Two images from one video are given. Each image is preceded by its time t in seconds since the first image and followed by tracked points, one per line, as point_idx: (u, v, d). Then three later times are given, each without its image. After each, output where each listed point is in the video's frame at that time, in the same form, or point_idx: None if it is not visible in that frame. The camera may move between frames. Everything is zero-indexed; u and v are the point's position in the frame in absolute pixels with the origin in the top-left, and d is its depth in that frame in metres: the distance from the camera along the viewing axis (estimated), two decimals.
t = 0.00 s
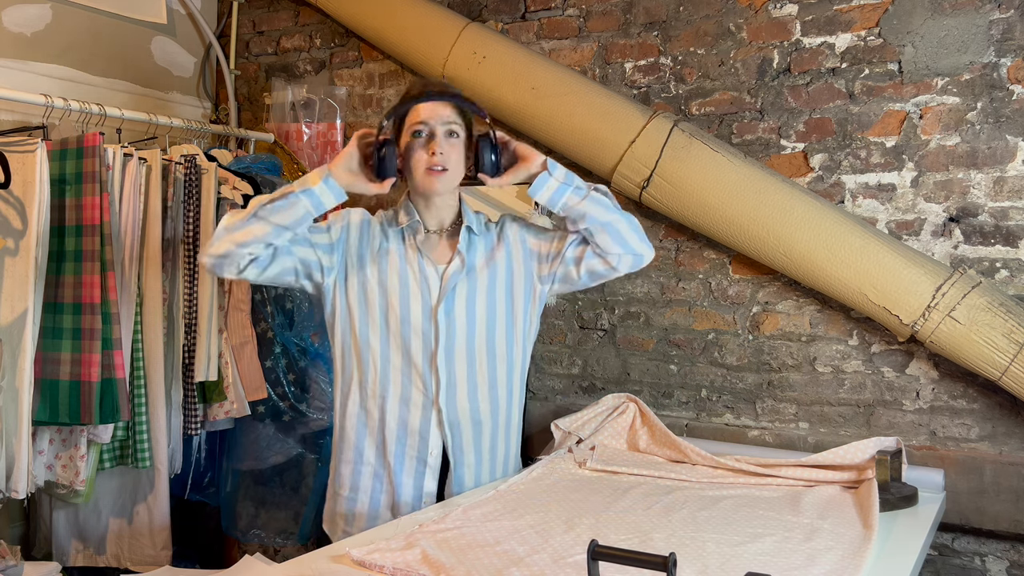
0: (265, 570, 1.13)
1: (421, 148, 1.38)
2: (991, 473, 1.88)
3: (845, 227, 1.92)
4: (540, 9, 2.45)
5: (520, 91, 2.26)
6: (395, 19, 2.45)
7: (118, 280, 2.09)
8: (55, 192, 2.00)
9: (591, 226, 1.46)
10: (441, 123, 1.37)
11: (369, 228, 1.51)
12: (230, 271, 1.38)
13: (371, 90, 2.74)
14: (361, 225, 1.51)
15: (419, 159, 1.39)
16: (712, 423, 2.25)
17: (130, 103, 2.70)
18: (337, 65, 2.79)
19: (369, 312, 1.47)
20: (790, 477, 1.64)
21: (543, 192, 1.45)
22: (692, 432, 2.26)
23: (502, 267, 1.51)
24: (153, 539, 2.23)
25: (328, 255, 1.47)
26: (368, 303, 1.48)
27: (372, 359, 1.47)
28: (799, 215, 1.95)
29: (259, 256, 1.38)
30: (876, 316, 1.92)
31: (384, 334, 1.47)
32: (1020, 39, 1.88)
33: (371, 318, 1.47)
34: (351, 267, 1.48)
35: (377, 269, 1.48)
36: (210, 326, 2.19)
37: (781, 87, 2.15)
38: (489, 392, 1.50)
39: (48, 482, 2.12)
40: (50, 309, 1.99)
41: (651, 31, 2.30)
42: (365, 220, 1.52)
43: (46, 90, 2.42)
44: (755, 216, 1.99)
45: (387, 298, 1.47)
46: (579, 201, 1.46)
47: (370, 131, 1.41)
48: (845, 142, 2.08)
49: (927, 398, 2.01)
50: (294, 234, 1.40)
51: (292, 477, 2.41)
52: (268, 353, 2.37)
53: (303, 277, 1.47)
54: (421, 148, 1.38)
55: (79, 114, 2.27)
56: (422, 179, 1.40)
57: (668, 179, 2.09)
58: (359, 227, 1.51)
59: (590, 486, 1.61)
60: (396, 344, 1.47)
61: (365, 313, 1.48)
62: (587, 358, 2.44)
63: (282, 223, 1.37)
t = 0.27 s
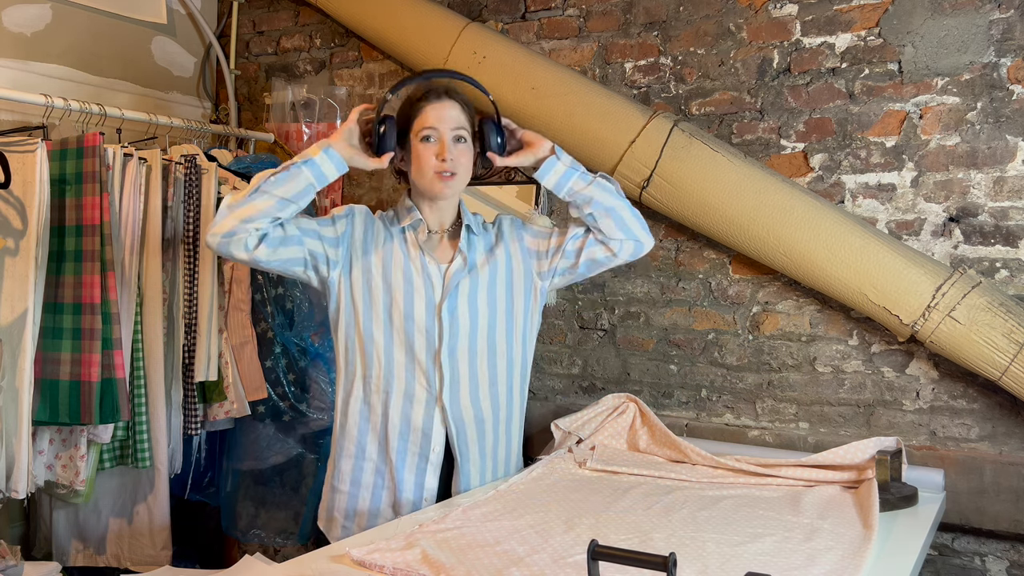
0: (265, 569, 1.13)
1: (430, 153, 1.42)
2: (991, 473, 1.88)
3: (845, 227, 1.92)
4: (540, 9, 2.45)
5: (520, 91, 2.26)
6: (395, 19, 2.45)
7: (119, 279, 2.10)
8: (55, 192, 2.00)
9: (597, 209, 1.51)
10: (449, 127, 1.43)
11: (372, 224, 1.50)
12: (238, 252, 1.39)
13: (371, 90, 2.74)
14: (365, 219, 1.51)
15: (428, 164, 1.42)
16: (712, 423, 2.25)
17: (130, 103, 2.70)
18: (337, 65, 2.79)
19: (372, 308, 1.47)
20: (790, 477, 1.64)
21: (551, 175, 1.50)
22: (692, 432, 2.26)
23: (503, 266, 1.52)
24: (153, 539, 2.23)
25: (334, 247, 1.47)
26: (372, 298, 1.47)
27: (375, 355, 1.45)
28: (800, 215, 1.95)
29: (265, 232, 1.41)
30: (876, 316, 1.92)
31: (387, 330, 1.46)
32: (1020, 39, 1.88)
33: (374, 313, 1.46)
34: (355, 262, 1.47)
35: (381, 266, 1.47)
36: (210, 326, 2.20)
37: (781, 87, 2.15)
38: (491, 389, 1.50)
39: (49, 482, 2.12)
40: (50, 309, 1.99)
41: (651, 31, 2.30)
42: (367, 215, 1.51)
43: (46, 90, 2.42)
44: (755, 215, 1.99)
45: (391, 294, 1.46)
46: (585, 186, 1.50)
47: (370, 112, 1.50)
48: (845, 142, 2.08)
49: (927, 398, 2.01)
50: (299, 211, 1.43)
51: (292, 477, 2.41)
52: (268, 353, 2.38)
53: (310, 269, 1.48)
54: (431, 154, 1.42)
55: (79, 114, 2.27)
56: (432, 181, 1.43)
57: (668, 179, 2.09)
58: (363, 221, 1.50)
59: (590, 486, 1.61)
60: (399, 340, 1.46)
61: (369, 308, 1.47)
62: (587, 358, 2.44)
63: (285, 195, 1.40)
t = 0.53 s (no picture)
0: (265, 570, 1.13)
1: (433, 161, 1.43)
2: (991, 473, 1.88)
3: (845, 227, 1.92)
4: (540, 9, 2.45)
5: (520, 91, 2.26)
6: (394, 18, 2.45)
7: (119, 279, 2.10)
8: (55, 192, 2.00)
9: (597, 212, 1.55)
10: (451, 136, 1.43)
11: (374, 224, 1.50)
12: (241, 251, 1.39)
13: (371, 90, 2.74)
14: (366, 219, 1.50)
15: (430, 172, 1.43)
16: (712, 423, 2.25)
17: (130, 103, 2.70)
18: (337, 65, 2.79)
19: (374, 307, 1.46)
20: (790, 477, 1.64)
21: (551, 182, 1.55)
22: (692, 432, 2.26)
23: (503, 268, 1.52)
24: (153, 539, 2.23)
25: (335, 247, 1.46)
26: (373, 297, 1.46)
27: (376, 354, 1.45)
28: (801, 215, 1.95)
29: (268, 233, 1.41)
30: (876, 316, 1.92)
31: (389, 329, 1.46)
32: (1021, 39, 1.88)
33: (376, 312, 1.46)
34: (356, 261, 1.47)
35: (383, 265, 1.46)
36: (210, 325, 2.20)
37: (781, 87, 2.15)
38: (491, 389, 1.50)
39: (49, 482, 2.12)
40: (50, 309, 1.99)
41: (651, 31, 2.30)
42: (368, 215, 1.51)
43: (47, 90, 2.43)
44: (756, 216, 1.99)
45: (393, 293, 1.46)
46: (585, 190, 1.56)
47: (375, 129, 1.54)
48: (845, 142, 2.08)
49: (927, 398, 2.01)
50: (303, 215, 1.44)
51: (292, 477, 2.41)
52: (268, 353, 2.37)
53: (311, 269, 1.48)
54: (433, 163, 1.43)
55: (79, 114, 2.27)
56: (431, 189, 1.44)
57: (668, 179, 2.09)
58: (365, 221, 1.50)
59: (591, 486, 1.61)
60: (401, 340, 1.46)
61: (370, 307, 1.46)
62: (587, 358, 2.44)
63: (291, 199, 1.41)
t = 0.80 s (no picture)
0: (265, 570, 1.13)
1: (433, 165, 1.43)
2: (991, 473, 1.88)
3: (844, 227, 1.92)
4: (540, 9, 2.45)
5: (520, 91, 2.26)
6: (394, 18, 2.45)
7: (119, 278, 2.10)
8: (55, 192, 2.00)
9: (591, 222, 1.56)
10: (453, 141, 1.42)
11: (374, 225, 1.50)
12: (244, 252, 1.40)
13: (371, 90, 2.74)
14: (367, 220, 1.50)
15: (429, 176, 1.43)
16: (712, 423, 2.25)
17: (131, 103, 2.70)
18: (337, 65, 2.79)
19: (374, 308, 1.46)
20: (790, 477, 1.64)
21: (545, 193, 1.57)
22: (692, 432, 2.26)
23: (503, 269, 1.52)
24: (152, 539, 2.23)
25: (337, 248, 1.47)
26: (373, 298, 1.46)
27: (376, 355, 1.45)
28: (800, 215, 1.95)
29: (272, 234, 1.42)
30: (876, 316, 1.92)
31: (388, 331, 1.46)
32: (1020, 39, 1.89)
33: (377, 313, 1.46)
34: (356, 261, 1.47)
35: (382, 266, 1.46)
36: (210, 325, 2.20)
37: (781, 87, 2.15)
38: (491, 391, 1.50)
39: (49, 482, 2.12)
40: (50, 309, 1.99)
41: (651, 31, 2.30)
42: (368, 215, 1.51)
43: (47, 90, 2.43)
44: (755, 216, 1.99)
45: (393, 294, 1.46)
46: (579, 201, 1.57)
47: (378, 136, 1.56)
48: (845, 142, 2.08)
49: (927, 398, 2.01)
50: (308, 217, 1.45)
51: (292, 477, 2.41)
52: (268, 353, 2.37)
53: (312, 269, 1.48)
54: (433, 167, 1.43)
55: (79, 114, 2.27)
56: (429, 194, 1.44)
57: (668, 179, 2.09)
58: (366, 222, 1.50)
59: (591, 486, 1.61)
60: (401, 341, 1.46)
61: (370, 308, 1.46)
62: (587, 358, 2.44)
63: (297, 202, 1.43)
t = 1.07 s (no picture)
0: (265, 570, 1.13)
1: (433, 160, 1.42)
2: (991, 473, 1.88)
3: (845, 227, 1.92)
4: (540, 9, 2.45)
5: (520, 91, 2.26)
6: (395, 18, 2.45)
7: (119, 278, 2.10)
8: (55, 192, 2.00)
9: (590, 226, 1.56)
10: (453, 137, 1.41)
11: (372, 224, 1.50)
12: (240, 250, 1.39)
13: (372, 90, 2.74)
14: (365, 218, 1.49)
15: (429, 171, 1.42)
16: (712, 423, 2.26)
17: (131, 103, 2.70)
18: (337, 65, 2.79)
19: (374, 308, 1.46)
20: (790, 477, 1.64)
21: (545, 195, 1.55)
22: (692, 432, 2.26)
23: (503, 270, 1.52)
24: (152, 540, 2.23)
25: (335, 246, 1.45)
26: (374, 298, 1.46)
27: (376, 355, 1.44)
28: (800, 215, 1.95)
29: (269, 233, 1.41)
30: (877, 316, 1.92)
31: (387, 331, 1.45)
32: (1021, 39, 1.88)
33: (377, 313, 1.46)
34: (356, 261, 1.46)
35: (382, 266, 1.46)
36: (210, 324, 2.20)
37: (781, 87, 2.15)
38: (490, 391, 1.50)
39: (49, 482, 2.12)
40: (50, 309, 1.99)
41: (651, 31, 2.30)
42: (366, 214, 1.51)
43: (47, 90, 2.43)
44: (755, 216, 1.99)
45: (393, 294, 1.46)
46: (579, 203, 1.55)
47: (378, 135, 1.56)
48: (845, 142, 2.08)
49: (927, 398, 2.01)
50: (306, 216, 1.44)
51: (292, 477, 2.41)
52: (268, 353, 2.37)
53: (309, 268, 1.46)
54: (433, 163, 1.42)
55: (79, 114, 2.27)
56: (428, 190, 1.43)
57: (668, 179, 2.09)
58: (363, 220, 1.49)
59: (591, 487, 1.60)
60: (401, 341, 1.45)
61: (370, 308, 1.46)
62: (587, 358, 2.44)
63: (294, 201, 1.42)
